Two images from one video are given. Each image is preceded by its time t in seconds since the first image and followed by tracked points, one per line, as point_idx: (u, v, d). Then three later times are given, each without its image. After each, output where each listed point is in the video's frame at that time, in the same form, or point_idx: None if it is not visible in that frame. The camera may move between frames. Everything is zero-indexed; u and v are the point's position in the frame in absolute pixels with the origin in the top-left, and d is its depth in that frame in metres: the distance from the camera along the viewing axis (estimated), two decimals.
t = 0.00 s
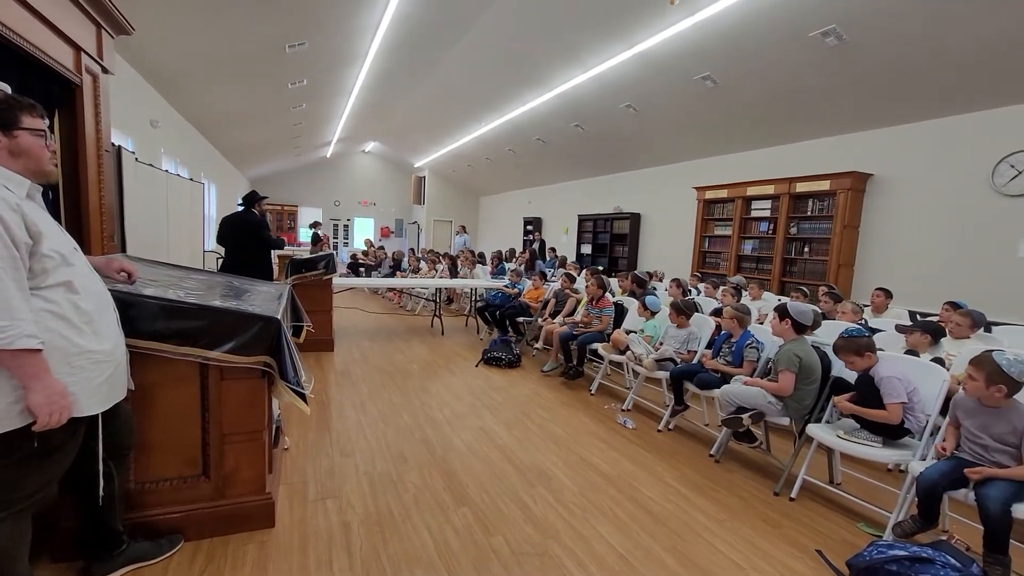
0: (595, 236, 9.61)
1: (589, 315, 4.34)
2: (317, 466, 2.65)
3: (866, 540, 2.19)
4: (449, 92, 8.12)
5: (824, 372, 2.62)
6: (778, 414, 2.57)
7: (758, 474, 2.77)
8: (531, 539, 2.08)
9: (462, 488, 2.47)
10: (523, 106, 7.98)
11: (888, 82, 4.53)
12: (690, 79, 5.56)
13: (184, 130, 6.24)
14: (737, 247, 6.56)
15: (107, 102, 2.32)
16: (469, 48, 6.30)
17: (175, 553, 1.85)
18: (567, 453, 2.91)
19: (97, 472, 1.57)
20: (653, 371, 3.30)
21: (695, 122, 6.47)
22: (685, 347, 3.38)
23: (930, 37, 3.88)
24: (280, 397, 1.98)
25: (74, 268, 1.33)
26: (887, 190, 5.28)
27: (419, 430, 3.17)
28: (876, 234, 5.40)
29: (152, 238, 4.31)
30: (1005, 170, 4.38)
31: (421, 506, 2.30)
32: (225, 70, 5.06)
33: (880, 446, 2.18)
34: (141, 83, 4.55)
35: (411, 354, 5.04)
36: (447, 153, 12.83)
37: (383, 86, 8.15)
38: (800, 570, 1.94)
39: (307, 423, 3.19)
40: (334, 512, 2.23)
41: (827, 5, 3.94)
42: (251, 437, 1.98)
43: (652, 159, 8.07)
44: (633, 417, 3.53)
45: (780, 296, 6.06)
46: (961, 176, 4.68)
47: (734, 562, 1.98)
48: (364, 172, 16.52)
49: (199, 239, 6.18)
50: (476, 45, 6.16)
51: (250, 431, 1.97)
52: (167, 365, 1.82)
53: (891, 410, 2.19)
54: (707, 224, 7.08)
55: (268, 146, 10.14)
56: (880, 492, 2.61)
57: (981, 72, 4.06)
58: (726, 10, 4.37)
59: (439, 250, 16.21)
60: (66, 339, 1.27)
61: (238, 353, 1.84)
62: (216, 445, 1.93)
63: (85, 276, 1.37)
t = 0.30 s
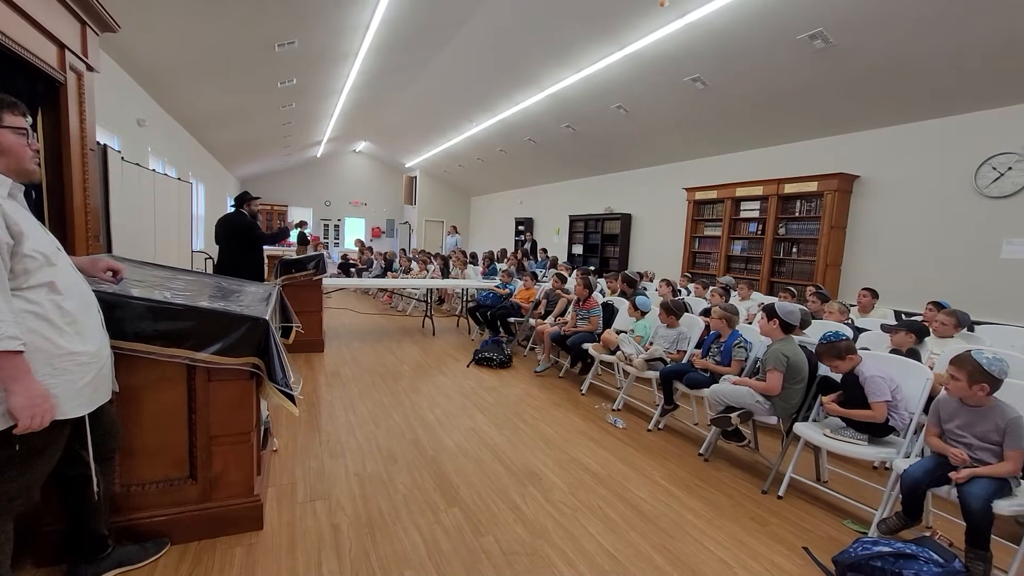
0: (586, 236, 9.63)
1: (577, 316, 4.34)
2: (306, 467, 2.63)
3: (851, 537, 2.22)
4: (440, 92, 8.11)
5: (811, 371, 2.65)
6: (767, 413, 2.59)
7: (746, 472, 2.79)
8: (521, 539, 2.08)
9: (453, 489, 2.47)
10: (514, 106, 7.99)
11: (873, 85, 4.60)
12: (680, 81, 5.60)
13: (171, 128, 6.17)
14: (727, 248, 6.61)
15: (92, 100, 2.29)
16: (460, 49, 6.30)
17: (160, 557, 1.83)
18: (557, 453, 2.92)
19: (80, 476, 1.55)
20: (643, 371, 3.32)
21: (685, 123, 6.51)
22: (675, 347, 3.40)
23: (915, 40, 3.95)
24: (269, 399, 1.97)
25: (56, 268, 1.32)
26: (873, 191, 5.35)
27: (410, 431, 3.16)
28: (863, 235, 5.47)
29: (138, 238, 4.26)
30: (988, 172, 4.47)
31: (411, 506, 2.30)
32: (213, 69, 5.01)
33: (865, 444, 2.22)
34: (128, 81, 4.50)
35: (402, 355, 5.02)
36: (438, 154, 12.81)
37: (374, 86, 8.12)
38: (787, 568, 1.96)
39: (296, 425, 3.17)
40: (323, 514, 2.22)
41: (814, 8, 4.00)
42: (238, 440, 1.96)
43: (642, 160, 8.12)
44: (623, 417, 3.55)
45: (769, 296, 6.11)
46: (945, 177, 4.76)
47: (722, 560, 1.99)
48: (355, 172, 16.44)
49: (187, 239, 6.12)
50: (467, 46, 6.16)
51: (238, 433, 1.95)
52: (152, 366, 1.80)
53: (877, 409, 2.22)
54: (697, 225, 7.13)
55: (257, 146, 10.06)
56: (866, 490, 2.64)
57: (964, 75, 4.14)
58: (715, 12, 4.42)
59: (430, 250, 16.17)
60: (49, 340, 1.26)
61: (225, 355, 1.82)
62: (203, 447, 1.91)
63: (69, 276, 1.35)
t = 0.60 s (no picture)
0: (573, 236, 9.67)
1: (561, 316, 4.35)
2: (289, 470, 2.60)
3: (831, 532, 2.26)
4: (427, 91, 8.08)
5: (792, 369, 2.69)
6: (749, 412, 2.62)
7: (730, 470, 2.82)
8: (507, 540, 2.07)
9: (438, 490, 2.45)
10: (501, 106, 7.98)
11: (853, 88, 4.69)
12: (665, 83, 5.65)
13: (151, 125, 6.06)
14: (711, 248, 6.68)
15: (68, 96, 2.23)
16: (447, 48, 6.29)
17: (138, 562, 1.79)
18: (543, 453, 2.92)
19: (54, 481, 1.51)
20: (629, 370, 3.34)
21: (670, 124, 6.58)
22: (659, 347, 3.42)
23: (892, 46, 4.05)
24: (251, 401, 1.94)
25: (28, 268, 1.28)
26: (854, 192, 5.45)
27: (395, 432, 3.14)
28: (843, 236, 5.56)
29: (117, 236, 4.17)
30: (963, 175, 4.58)
31: (396, 508, 2.28)
32: (195, 65, 4.93)
33: (844, 441, 2.25)
34: (106, 77, 4.40)
35: (388, 355, 4.99)
36: (425, 153, 12.76)
37: (360, 84, 8.05)
38: (770, 565, 1.98)
39: (280, 427, 3.13)
40: (306, 516, 2.19)
41: (795, 13, 4.08)
42: (219, 443, 1.93)
43: (628, 160, 8.18)
44: (609, 416, 3.57)
45: (752, 296, 6.19)
46: (922, 179, 4.87)
47: (706, 558, 2.01)
48: (341, 171, 16.29)
49: (168, 238, 6.02)
50: (454, 45, 6.14)
51: (219, 436, 1.92)
52: (129, 368, 1.76)
53: (855, 407, 2.26)
54: (682, 225, 7.20)
55: (241, 144, 9.91)
56: (845, 486, 2.69)
57: (939, 80, 4.24)
58: (698, 15, 4.47)
59: (417, 250, 16.10)
60: (18, 342, 1.22)
61: (205, 356, 1.78)
62: (182, 450, 1.87)
63: (40, 276, 1.31)
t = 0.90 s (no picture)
0: (562, 236, 9.68)
1: (549, 316, 4.36)
2: (275, 473, 2.57)
3: (816, 530, 2.28)
4: (416, 90, 8.04)
5: (778, 369, 2.71)
6: (736, 411, 2.64)
7: (717, 469, 2.84)
8: (494, 541, 2.07)
9: (426, 492, 2.44)
10: (490, 106, 7.97)
11: (838, 89, 4.75)
12: (653, 84, 5.69)
13: (135, 123, 5.96)
14: (699, 248, 6.73)
15: (45, 91, 2.17)
16: (435, 48, 6.26)
17: (118, 568, 1.76)
18: (531, 453, 2.92)
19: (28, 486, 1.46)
20: (617, 370, 3.35)
21: (658, 125, 6.62)
22: (647, 347, 3.44)
23: (874, 48, 4.12)
24: (234, 403, 1.91)
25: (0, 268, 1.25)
26: (838, 194, 5.52)
27: (382, 433, 3.12)
28: (828, 236, 5.64)
29: (98, 236, 4.09)
30: (944, 177, 4.66)
31: (383, 510, 2.26)
32: (179, 62, 4.85)
33: (828, 440, 2.28)
34: (87, 73, 4.32)
35: (376, 356, 4.95)
36: (414, 153, 12.71)
37: (348, 83, 8.00)
38: (756, 563, 2.00)
39: (265, 429, 3.09)
40: (292, 520, 2.16)
41: (781, 15, 4.13)
42: (201, 445, 1.90)
43: (617, 161, 8.21)
44: (597, 416, 3.57)
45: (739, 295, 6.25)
46: (905, 181, 4.95)
47: (693, 557, 2.02)
48: (329, 170, 16.16)
49: (152, 238, 5.92)
50: (443, 45, 6.11)
51: (201, 439, 1.89)
52: (108, 370, 1.72)
53: (838, 405, 2.28)
54: (670, 226, 7.24)
55: (227, 142, 9.79)
56: (830, 484, 2.72)
57: (921, 83, 4.32)
58: (685, 17, 4.50)
59: (406, 250, 16.02)
60: None
61: (187, 358, 1.75)
62: (163, 454, 1.83)
63: (14, 276, 1.28)
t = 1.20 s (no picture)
0: (551, 237, 9.69)
1: (538, 316, 4.35)
2: (259, 476, 2.53)
3: (801, 528, 2.31)
4: (404, 90, 8.00)
5: (763, 368, 2.74)
6: (722, 410, 2.66)
7: (703, 468, 2.86)
8: (482, 543, 2.06)
9: (413, 494, 2.42)
10: (479, 106, 7.95)
11: (822, 93, 4.83)
12: (641, 85, 5.72)
13: (116, 120, 5.85)
14: (686, 248, 6.78)
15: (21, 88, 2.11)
16: (423, 48, 6.24)
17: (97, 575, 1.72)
18: (519, 453, 2.92)
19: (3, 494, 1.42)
20: (604, 370, 3.36)
21: (646, 126, 6.66)
22: (635, 347, 3.45)
23: (857, 52, 4.19)
24: (217, 406, 1.88)
25: None
26: (822, 195, 5.60)
27: (370, 435, 3.09)
28: (812, 237, 5.72)
29: (77, 236, 4.00)
30: (924, 179, 4.76)
31: (370, 513, 2.24)
32: (162, 59, 4.77)
33: (812, 438, 2.31)
34: (66, 70, 4.23)
35: (363, 357, 4.91)
36: (403, 153, 12.64)
37: (335, 82, 7.94)
38: (741, 561, 2.01)
39: (250, 432, 3.04)
40: (277, 523, 2.13)
41: (766, 18, 4.19)
42: (184, 449, 1.86)
43: (605, 162, 8.25)
44: (585, 416, 3.58)
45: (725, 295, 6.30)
46: (886, 183, 5.05)
47: (680, 556, 2.03)
48: (316, 169, 16.01)
49: (134, 237, 5.82)
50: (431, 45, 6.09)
51: (184, 442, 1.85)
52: (87, 374, 1.68)
53: (821, 404, 2.32)
54: (658, 226, 7.28)
55: (212, 140, 9.66)
56: (814, 482, 2.75)
57: (901, 86, 4.41)
58: (672, 19, 4.54)
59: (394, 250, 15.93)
60: None
61: (168, 360, 1.71)
62: (144, 458, 1.80)
63: None
